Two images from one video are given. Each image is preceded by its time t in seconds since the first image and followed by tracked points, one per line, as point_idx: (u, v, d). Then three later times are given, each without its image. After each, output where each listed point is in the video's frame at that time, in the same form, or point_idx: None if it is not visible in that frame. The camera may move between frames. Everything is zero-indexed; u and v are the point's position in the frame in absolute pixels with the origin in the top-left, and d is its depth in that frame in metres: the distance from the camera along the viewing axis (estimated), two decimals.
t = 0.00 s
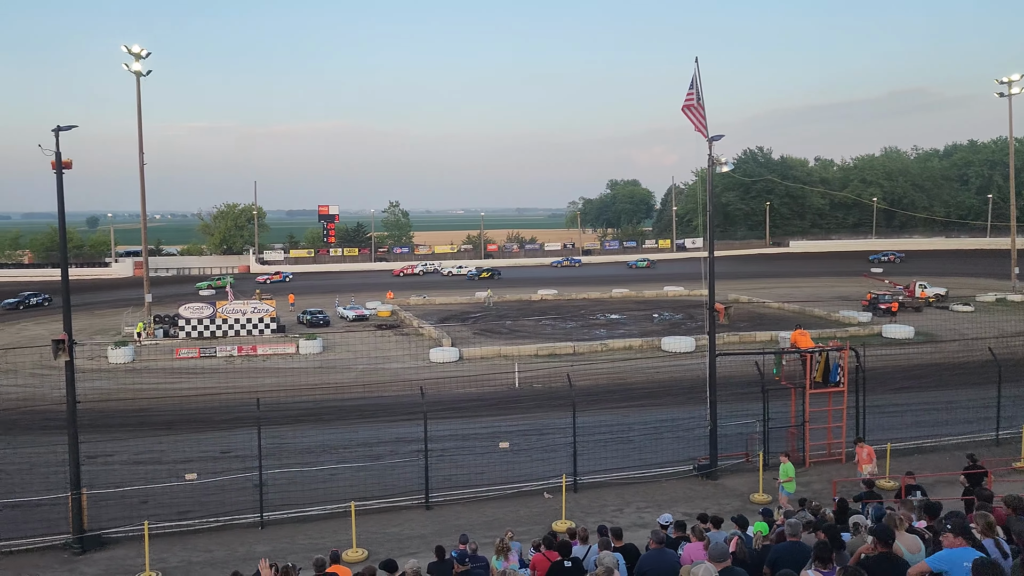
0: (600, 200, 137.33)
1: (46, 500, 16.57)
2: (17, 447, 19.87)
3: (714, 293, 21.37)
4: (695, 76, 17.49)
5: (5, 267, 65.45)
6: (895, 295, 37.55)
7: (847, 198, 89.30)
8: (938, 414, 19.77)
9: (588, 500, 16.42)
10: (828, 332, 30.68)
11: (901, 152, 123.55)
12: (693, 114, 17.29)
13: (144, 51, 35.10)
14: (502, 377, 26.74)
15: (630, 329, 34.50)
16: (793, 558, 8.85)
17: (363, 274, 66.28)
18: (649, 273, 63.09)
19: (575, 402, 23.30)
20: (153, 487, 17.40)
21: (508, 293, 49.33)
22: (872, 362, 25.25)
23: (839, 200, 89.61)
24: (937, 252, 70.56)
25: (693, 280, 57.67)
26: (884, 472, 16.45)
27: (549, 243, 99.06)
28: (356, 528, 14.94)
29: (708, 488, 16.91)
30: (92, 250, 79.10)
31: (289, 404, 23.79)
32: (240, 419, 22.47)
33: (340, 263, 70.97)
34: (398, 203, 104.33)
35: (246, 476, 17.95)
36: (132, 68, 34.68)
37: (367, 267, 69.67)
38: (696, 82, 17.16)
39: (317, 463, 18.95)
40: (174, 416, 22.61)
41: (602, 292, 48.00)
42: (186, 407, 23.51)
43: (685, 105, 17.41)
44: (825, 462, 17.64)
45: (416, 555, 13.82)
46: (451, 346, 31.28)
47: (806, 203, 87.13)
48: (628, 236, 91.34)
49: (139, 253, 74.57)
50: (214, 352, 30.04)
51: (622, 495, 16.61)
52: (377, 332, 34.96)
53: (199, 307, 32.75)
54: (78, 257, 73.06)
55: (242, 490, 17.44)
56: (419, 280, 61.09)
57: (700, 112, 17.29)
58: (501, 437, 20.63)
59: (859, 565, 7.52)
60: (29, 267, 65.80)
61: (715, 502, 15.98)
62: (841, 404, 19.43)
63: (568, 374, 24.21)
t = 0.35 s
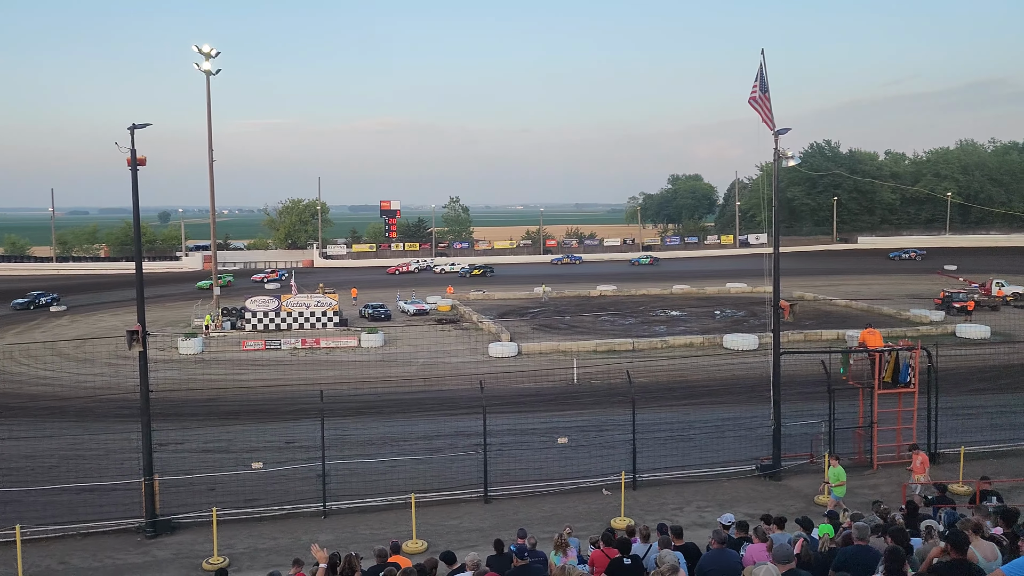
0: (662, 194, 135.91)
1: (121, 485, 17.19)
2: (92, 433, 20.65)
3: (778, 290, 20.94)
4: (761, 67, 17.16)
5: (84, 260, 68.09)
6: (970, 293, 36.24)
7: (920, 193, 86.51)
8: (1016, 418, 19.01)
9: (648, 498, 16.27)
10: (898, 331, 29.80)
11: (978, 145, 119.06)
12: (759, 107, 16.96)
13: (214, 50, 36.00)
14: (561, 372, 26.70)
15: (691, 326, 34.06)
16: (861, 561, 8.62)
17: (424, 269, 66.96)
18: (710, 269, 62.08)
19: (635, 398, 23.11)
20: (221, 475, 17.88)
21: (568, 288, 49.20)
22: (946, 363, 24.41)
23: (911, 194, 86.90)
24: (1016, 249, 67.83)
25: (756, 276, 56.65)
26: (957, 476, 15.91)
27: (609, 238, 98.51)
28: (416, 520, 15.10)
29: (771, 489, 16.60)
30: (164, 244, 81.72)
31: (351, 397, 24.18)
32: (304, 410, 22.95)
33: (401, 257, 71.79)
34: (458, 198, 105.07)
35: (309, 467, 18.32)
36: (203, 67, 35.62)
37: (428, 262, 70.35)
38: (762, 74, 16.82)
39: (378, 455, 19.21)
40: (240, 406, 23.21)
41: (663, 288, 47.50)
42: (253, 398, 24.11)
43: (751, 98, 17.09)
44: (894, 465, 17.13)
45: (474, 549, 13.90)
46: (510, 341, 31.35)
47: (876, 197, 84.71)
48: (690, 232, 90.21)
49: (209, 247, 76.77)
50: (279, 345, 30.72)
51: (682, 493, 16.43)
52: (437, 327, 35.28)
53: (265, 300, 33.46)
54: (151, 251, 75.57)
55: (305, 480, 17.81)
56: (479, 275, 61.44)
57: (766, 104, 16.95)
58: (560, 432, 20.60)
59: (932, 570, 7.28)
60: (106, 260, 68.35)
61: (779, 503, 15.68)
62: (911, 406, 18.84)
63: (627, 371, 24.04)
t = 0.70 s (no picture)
0: (719, 189, 134.00)
1: (183, 473, 17.68)
2: (157, 423, 21.28)
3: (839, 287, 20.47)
4: (822, 59, 16.79)
5: (149, 255, 70.13)
6: None
7: (989, 187, 83.66)
8: None
9: (703, 497, 16.08)
10: (965, 330, 28.87)
11: None
12: (820, 101, 16.58)
13: (274, 49, 36.66)
14: (615, 368, 26.56)
15: (748, 323, 33.54)
16: (926, 566, 8.36)
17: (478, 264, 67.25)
18: (767, 265, 60.97)
19: (690, 396, 22.86)
20: (279, 466, 18.26)
21: (622, 284, 48.90)
22: (1015, 363, 23.54)
23: (980, 188, 84.08)
24: None
25: (816, 273, 55.51)
26: None
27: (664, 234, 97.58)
28: (470, 514, 15.20)
29: (830, 489, 16.25)
30: (225, 240, 83.60)
31: (406, 391, 24.44)
32: (359, 403, 23.27)
33: (455, 253, 72.24)
34: (512, 194, 105.27)
35: (365, 459, 18.57)
36: (263, 66, 36.30)
37: (482, 257, 70.65)
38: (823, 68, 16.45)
39: (432, 449, 19.38)
40: (298, 398, 23.65)
41: (719, 285, 46.87)
42: (311, 390, 24.54)
43: (811, 92, 16.74)
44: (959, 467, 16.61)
45: (527, 543, 13.93)
46: (564, 337, 31.29)
47: (943, 191, 82.24)
48: (747, 227, 88.84)
49: (268, 242, 78.32)
50: (335, 339, 31.18)
51: (737, 493, 16.20)
52: (491, 322, 35.42)
53: (321, 295, 33.95)
54: (212, 246, 77.42)
55: (361, 472, 18.06)
56: (532, 271, 61.47)
57: (827, 99, 16.58)
58: (614, 429, 20.50)
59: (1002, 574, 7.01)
60: (169, 255, 70.27)
61: (838, 504, 15.34)
62: (980, 407, 18.22)
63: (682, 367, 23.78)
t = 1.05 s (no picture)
0: (776, 184, 131.56)
1: (243, 465, 18.08)
2: (218, 415, 21.81)
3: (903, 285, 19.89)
4: (887, 51, 16.34)
5: (211, 251, 71.89)
6: None
7: None
8: None
9: (759, 497, 15.82)
10: None
11: None
12: (884, 95, 16.15)
13: (331, 48, 37.18)
14: (669, 366, 26.31)
15: (807, 321, 32.89)
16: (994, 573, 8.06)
17: (532, 261, 67.31)
18: (827, 262, 59.64)
19: (747, 395, 22.50)
20: (335, 459, 18.55)
21: (677, 281, 48.40)
22: None
23: None
24: None
25: (878, 270, 54.13)
26: None
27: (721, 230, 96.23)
28: (523, 510, 15.22)
29: (892, 493, 15.84)
30: (284, 237, 85.17)
31: (459, 386, 24.59)
32: (414, 398, 23.51)
33: (509, 249, 72.37)
34: (565, 190, 105.03)
35: (419, 454, 18.73)
36: (320, 65, 36.85)
37: (535, 254, 70.67)
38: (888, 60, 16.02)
39: (485, 445, 19.45)
40: (354, 393, 23.98)
41: (777, 282, 46.04)
42: (366, 385, 24.87)
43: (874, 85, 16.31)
44: None
45: (581, 541, 13.88)
46: (617, 334, 31.09)
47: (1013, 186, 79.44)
48: (806, 223, 87.08)
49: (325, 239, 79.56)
50: (391, 334, 31.51)
51: (795, 494, 15.90)
52: (544, 319, 35.40)
53: (378, 292, 34.52)
54: (270, 243, 78.95)
55: (416, 466, 18.22)
56: (586, 268, 61.21)
57: (892, 92, 16.13)
58: (668, 427, 20.30)
59: None
60: (231, 251, 71.92)
61: (901, 508, 14.94)
62: None
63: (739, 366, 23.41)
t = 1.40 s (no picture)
0: (830, 181, 129.01)
1: (295, 460, 18.38)
2: (269, 411, 22.21)
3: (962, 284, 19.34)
4: (947, 44, 15.91)
5: (263, 249, 73.22)
6: None
7: None
8: None
9: (811, 500, 15.54)
10: None
11: None
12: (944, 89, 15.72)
13: (381, 49, 37.54)
14: (719, 366, 26.00)
15: (861, 321, 32.20)
16: None
17: (579, 259, 67.10)
18: (882, 261, 58.28)
19: (798, 396, 22.11)
20: (384, 455, 18.75)
21: (727, 280, 47.80)
22: None
23: None
24: None
25: (936, 269, 52.73)
26: None
27: (772, 229, 94.72)
28: (570, 509, 15.18)
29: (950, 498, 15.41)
30: (333, 235, 86.31)
31: (506, 385, 24.64)
32: (461, 396, 23.64)
33: (556, 248, 72.29)
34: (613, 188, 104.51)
35: (466, 451, 18.82)
36: (370, 65, 37.23)
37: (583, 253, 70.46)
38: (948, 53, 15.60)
39: (532, 444, 19.45)
40: (402, 390, 24.20)
41: (830, 281, 45.15)
42: (414, 382, 25.07)
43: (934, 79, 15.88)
44: None
45: (628, 541, 13.80)
46: (665, 333, 30.82)
47: None
48: (861, 221, 85.20)
49: (373, 237, 80.37)
50: (438, 333, 31.72)
51: (849, 498, 15.58)
52: (591, 317, 35.28)
53: (426, 289, 34.78)
54: (320, 241, 80.10)
55: (463, 464, 18.31)
56: (634, 266, 60.80)
57: (952, 86, 15.70)
58: (717, 428, 20.06)
59: None
60: (282, 250, 73.15)
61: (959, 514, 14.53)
62: None
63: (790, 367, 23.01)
